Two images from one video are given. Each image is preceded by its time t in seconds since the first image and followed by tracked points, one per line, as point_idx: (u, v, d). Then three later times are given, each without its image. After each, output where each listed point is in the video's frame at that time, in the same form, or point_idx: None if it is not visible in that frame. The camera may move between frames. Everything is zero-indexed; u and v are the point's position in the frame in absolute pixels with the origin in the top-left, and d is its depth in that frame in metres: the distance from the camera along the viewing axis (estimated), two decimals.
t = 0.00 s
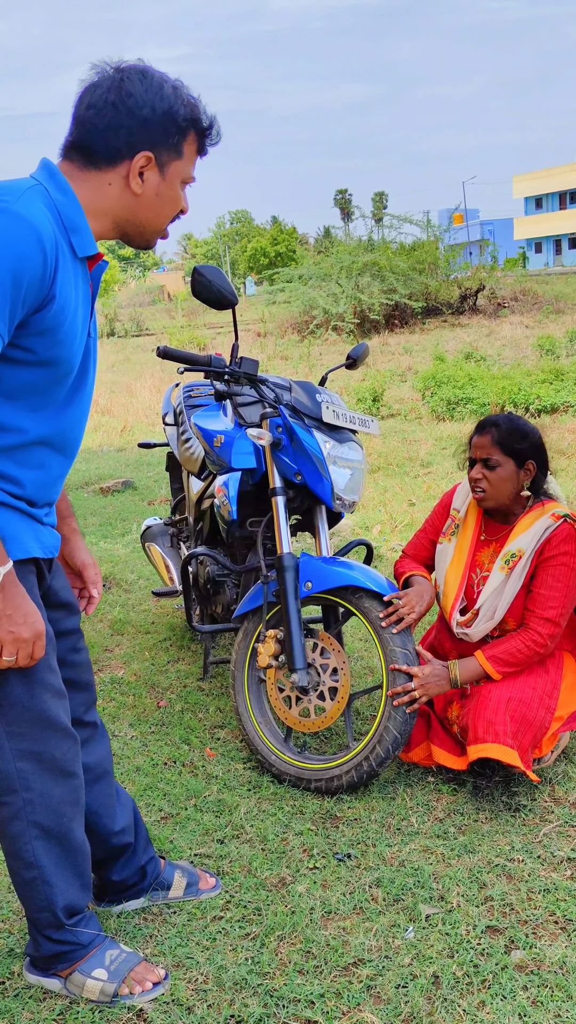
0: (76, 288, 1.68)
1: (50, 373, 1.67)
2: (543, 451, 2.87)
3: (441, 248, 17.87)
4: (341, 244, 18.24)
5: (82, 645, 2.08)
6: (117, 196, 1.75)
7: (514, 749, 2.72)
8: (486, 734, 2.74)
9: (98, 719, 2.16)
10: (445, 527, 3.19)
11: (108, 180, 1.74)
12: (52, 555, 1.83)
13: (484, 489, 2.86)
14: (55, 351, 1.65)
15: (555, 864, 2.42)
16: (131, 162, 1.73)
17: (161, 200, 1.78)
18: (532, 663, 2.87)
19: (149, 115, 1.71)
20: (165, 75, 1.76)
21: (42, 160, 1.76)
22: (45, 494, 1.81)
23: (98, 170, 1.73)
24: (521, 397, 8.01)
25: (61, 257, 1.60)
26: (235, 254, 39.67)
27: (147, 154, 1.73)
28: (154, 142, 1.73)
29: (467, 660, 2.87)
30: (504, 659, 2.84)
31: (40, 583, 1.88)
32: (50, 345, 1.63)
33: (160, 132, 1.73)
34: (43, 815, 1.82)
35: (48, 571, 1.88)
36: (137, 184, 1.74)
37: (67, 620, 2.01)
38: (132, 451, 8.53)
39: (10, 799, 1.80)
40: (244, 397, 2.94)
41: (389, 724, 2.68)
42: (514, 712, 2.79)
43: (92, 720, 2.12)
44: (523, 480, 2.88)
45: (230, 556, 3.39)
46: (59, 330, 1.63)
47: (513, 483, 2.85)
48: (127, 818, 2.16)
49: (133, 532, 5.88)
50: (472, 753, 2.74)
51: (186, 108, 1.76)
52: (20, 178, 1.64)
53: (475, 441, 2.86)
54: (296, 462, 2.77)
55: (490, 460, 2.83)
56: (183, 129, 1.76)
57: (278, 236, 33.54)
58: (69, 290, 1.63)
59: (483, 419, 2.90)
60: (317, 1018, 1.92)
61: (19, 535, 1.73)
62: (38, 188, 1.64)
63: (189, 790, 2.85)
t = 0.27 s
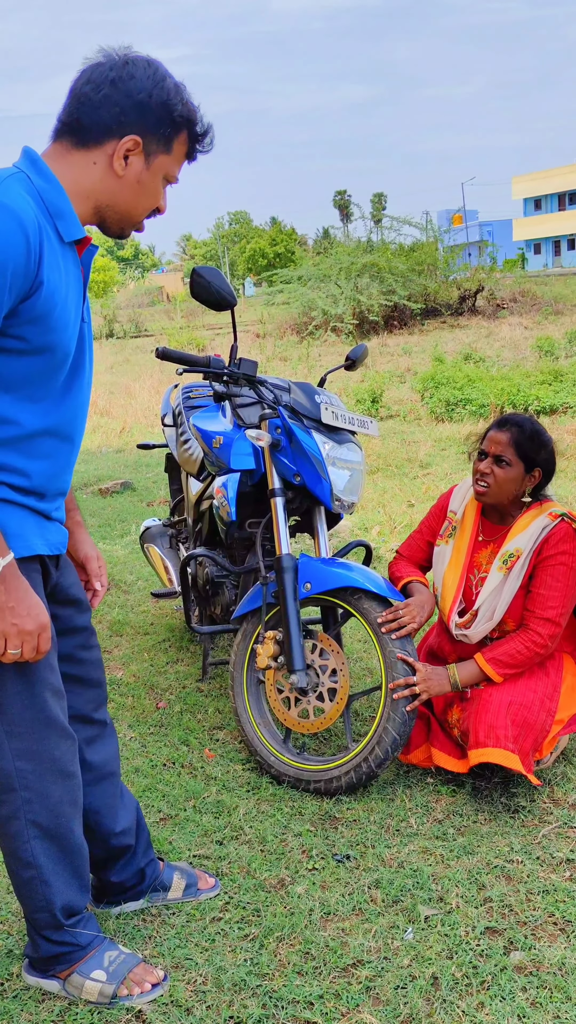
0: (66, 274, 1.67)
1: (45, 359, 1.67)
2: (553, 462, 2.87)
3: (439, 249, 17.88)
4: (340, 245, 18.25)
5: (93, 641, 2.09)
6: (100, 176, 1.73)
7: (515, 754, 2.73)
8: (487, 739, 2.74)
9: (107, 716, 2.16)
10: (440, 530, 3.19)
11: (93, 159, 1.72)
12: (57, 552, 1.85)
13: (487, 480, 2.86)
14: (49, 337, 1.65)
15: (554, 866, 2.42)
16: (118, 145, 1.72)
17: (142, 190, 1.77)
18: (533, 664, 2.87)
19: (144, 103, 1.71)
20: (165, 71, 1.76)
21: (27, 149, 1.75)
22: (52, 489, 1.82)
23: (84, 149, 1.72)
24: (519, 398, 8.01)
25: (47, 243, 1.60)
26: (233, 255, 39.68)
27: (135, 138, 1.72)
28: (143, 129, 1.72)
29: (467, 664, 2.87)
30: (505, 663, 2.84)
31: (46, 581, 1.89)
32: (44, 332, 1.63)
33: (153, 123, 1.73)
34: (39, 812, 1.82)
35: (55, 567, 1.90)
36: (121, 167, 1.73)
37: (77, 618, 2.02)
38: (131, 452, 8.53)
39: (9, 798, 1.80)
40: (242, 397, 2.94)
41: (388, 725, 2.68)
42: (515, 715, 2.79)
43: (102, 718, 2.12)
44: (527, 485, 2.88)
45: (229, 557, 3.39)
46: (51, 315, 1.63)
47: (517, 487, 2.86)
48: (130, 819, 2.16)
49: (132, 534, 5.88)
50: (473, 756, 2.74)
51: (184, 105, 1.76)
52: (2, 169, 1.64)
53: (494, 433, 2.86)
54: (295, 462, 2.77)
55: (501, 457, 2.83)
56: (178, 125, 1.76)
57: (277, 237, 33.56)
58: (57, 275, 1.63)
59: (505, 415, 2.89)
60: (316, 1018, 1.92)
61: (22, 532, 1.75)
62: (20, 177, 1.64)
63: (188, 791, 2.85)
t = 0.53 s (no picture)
0: (64, 263, 1.67)
1: (46, 349, 1.67)
2: (559, 467, 2.87)
3: (439, 250, 17.89)
4: (339, 246, 18.26)
5: (102, 641, 2.10)
6: (97, 168, 1.74)
7: (515, 754, 2.73)
8: (488, 740, 2.74)
9: (113, 715, 2.16)
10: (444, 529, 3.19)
11: (88, 152, 1.73)
12: (66, 546, 1.85)
13: (492, 481, 2.85)
14: (48, 327, 1.64)
15: (553, 867, 2.42)
16: (111, 134, 1.73)
17: (141, 175, 1.78)
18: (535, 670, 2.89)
19: (128, 87, 1.72)
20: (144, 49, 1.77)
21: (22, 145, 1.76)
22: (60, 485, 1.83)
23: (78, 144, 1.73)
24: (519, 399, 8.01)
25: (42, 233, 1.60)
26: (233, 255, 39.70)
27: (127, 126, 1.73)
28: (133, 113, 1.73)
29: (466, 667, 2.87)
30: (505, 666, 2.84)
31: (54, 577, 1.89)
32: (44, 322, 1.63)
33: (140, 106, 1.73)
34: (43, 809, 1.82)
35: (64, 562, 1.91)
36: (117, 156, 1.74)
37: (85, 616, 2.03)
38: (131, 453, 8.54)
39: (11, 794, 1.80)
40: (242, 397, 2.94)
41: (387, 725, 2.68)
42: (515, 715, 2.79)
43: (107, 717, 2.12)
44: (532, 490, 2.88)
45: (228, 558, 3.39)
46: (49, 305, 1.62)
47: (522, 490, 2.86)
48: (132, 819, 2.16)
49: (132, 534, 5.87)
50: (473, 758, 2.74)
51: (166, 81, 1.76)
52: None
53: (502, 433, 2.86)
54: (294, 463, 2.77)
55: (507, 457, 2.83)
56: (164, 104, 1.76)
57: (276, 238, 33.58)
58: (54, 265, 1.63)
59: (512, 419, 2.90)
60: (315, 1019, 1.92)
61: (31, 527, 1.76)
62: (15, 169, 1.64)
63: (188, 792, 2.85)
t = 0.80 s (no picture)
0: (68, 258, 1.68)
1: (51, 345, 1.67)
2: (562, 462, 2.86)
3: (438, 251, 17.90)
4: (339, 247, 18.27)
5: (103, 640, 2.10)
6: (100, 167, 1.74)
7: (513, 758, 2.73)
8: (485, 743, 2.74)
9: (113, 714, 2.16)
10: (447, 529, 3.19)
11: (91, 151, 1.73)
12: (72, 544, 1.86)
13: (496, 482, 2.86)
14: (52, 322, 1.65)
15: (553, 868, 2.42)
16: (113, 133, 1.73)
17: (143, 173, 1.78)
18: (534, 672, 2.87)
19: (129, 85, 1.72)
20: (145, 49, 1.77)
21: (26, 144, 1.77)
22: (65, 483, 1.84)
23: (81, 143, 1.73)
24: (518, 400, 8.01)
25: (45, 228, 1.61)
26: (232, 256, 39.72)
27: (129, 124, 1.73)
28: (135, 112, 1.73)
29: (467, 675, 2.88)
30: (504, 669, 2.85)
31: (60, 576, 1.90)
32: (48, 316, 1.63)
33: (141, 104, 1.73)
34: (44, 806, 1.82)
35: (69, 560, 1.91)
36: (119, 155, 1.74)
37: (89, 616, 2.03)
38: (130, 454, 8.54)
39: (14, 788, 1.80)
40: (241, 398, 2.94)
41: (387, 725, 2.68)
42: (513, 718, 2.79)
43: (107, 717, 2.13)
44: (536, 488, 2.88)
45: (228, 559, 3.39)
46: (53, 300, 1.63)
47: (527, 489, 2.86)
48: (131, 819, 2.16)
49: (131, 535, 5.88)
50: (471, 761, 2.74)
51: (168, 81, 1.77)
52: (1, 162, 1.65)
53: (502, 434, 2.86)
54: (293, 464, 2.76)
55: (510, 458, 2.83)
56: (166, 102, 1.76)
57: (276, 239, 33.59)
58: (57, 260, 1.63)
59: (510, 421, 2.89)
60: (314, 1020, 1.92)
61: (34, 526, 1.77)
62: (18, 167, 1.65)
63: (187, 793, 2.85)
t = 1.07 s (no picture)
0: (51, 238, 1.66)
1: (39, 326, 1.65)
2: (563, 468, 2.87)
3: (437, 252, 17.91)
4: (338, 248, 18.27)
5: (107, 639, 2.11)
6: (68, 146, 1.72)
7: (515, 758, 2.73)
8: (488, 743, 2.73)
9: (116, 717, 2.16)
10: (446, 530, 3.19)
11: (59, 130, 1.71)
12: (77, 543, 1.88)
13: (495, 482, 2.86)
14: (40, 302, 1.63)
15: (552, 869, 2.42)
16: (82, 110, 1.70)
17: (113, 152, 1.75)
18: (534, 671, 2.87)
19: (95, 61, 1.69)
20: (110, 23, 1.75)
21: None
22: (64, 481, 1.85)
23: (48, 122, 1.70)
24: (517, 401, 8.02)
25: (23, 207, 1.59)
26: (231, 257, 39.71)
27: (97, 101, 1.70)
28: (103, 88, 1.70)
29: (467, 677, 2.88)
30: (505, 671, 2.85)
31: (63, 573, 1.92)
32: (36, 298, 1.62)
33: (109, 81, 1.71)
34: (49, 813, 1.82)
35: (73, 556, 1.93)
36: (88, 133, 1.72)
37: (94, 616, 2.05)
38: (129, 455, 8.54)
39: (16, 794, 1.80)
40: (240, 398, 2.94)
41: (386, 726, 2.68)
42: (514, 718, 2.79)
43: (109, 718, 2.13)
44: (534, 490, 2.87)
45: (227, 560, 3.39)
46: (39, 279, 1.61)
47: (524, 491, 2.86)
48: (128, 820, 2.15)
49: (130, 536, 5.88)
50: (473, 762, 2.74)
51: (138, 56, 1.75)
52: None
53: (505, 433, 2.87)
54: (293, 464, 2.76)
55: (510, 457, 2.83)
56: (135, 78, 1.74)
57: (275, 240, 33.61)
58: (39, 238, 1.61)
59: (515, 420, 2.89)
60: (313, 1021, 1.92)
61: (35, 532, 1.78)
62: None
63: (186, 794, 2.85)
